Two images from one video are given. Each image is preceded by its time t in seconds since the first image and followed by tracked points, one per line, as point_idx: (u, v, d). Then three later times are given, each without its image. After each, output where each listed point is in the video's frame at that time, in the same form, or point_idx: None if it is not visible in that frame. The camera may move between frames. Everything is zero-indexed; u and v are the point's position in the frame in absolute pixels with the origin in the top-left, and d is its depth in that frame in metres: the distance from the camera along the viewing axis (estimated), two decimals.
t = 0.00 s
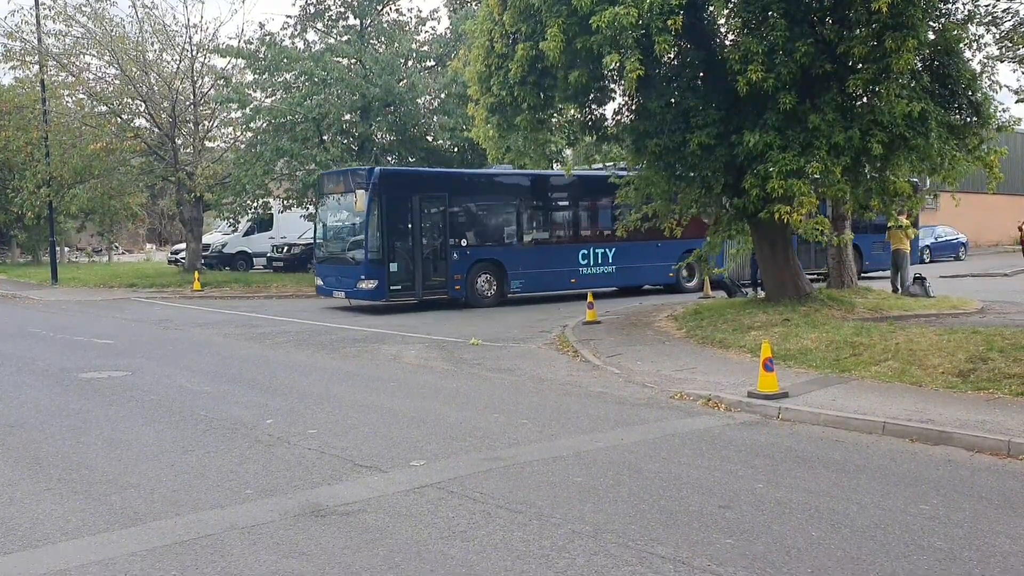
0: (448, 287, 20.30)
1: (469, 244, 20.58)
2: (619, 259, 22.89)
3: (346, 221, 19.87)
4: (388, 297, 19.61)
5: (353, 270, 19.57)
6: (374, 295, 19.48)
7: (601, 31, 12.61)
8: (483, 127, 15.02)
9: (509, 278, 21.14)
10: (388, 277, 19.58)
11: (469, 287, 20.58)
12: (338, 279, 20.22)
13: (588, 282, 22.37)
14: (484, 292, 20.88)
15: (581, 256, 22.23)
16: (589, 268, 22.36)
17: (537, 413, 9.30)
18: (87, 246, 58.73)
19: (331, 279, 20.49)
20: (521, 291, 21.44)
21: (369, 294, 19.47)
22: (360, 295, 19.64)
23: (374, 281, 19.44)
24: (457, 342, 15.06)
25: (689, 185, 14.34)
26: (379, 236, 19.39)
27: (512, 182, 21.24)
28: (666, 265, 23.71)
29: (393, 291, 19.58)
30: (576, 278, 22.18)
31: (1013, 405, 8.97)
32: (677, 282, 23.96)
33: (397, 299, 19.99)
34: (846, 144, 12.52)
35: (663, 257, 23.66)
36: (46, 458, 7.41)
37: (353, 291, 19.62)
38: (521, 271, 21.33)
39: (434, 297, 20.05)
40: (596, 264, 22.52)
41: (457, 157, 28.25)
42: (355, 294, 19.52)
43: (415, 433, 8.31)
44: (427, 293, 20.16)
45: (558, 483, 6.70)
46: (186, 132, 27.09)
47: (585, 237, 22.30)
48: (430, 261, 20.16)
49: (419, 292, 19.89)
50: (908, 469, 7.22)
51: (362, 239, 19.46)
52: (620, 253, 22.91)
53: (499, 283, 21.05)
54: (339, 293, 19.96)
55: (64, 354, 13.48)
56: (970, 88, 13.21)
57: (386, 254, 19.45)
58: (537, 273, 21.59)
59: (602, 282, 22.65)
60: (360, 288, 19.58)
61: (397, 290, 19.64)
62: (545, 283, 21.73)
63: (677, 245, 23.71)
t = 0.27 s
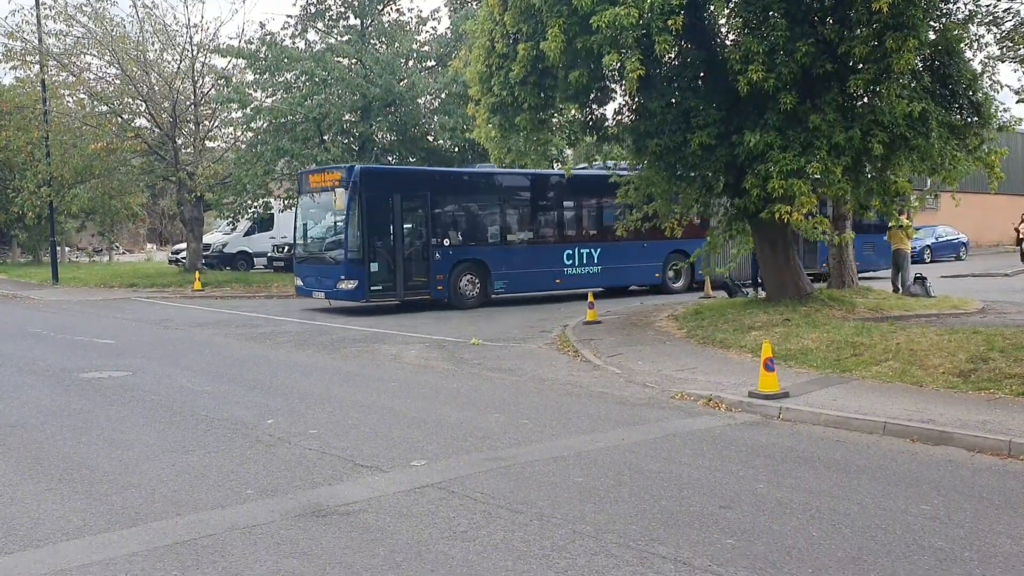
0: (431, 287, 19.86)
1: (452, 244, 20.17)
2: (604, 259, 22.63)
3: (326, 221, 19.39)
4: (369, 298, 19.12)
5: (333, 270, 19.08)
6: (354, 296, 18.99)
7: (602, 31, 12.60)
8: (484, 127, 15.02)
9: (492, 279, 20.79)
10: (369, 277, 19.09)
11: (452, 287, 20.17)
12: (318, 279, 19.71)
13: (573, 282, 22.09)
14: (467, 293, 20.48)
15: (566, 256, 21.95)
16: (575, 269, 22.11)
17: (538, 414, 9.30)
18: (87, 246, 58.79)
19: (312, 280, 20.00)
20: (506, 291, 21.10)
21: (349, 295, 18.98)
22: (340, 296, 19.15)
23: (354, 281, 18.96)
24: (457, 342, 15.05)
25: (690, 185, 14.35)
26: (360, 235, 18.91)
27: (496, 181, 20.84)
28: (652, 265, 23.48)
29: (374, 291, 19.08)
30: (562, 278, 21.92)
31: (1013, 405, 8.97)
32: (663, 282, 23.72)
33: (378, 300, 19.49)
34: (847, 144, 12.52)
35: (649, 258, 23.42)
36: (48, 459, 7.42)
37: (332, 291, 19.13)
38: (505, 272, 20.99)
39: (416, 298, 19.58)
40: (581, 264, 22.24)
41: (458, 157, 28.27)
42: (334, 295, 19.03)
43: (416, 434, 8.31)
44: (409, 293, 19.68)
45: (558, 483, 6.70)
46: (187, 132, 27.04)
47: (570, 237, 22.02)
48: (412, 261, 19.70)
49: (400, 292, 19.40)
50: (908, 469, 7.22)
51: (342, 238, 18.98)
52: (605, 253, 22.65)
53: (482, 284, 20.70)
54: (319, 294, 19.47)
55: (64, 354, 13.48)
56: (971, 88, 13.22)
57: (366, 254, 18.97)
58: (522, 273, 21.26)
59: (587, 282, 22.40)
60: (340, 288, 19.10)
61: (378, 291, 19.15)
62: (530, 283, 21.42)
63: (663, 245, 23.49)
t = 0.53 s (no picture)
0: (413, 290, 19.55)
1: (435, 246, 19.89)
2: (590, 260, 22.35)
3: (306, 223, 19.12)
4: (349, 301, 18.82)
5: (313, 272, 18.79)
6: (334, 299, 18.68)
7: (602, 32, 12.61)
8: (485, 128, 15.02)
9: (476, 280, 20.49)
10: (350, 279, 18.79)
11: (435, 290, 19.86)
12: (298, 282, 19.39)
13: (558, 284, 21.81)
14: (451, 295, 20.19)
15: (551, 257, 21.68)
16: (559, 270, 21.82)
17: (539, 415, 9.29)
18: (88, 247, 58.91)
19: (291, 283, 19.66)
20: (490, 293, 20.80)
21: (329, 298, 18.68)
22: (320, 299, 18.86)
23: (334, 284, 18.68)
24: (458, 343, 15.04)
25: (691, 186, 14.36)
26: (340, 236, 18.64)
27: (480, 182, 20.59)
28: (638, 267, 23.21)
29: (354, 294, 18.79)
30: (546, 280, 21.63)
31: (1015, 406, 8.96)
32: (650, 284, 23.44)
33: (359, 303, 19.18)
34: (848, 145, 12.52)
35: (635, 259, 23.16)
36: (49, 459, 7.43)
37: (312, 294, 18.83)
38: (489, 273, 20.69)
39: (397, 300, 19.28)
40: (566, 266, 21.97)
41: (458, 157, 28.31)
42: (314, 298, 18.73)
43: (417, 434, 8.30)
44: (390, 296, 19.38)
45: (560, 484, 6.69)
46: (188, 132, 27.08)
47: (555, 238, 21.75)
48: (393, 264, 19.41)
49: (381, 295, 19.11)
50: (910, 470, 7.21)
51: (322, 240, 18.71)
52: (591, 254, 22.38)
53: (466, 285, 20.41)
54: (299, 297, 19.13)
55: (66, 355, 13.48)
56: (973, 89, 13.22)
57: (347, 256, 18.70)
58: (505, 275, 20.96)
59: (573, 284, 22.08)
60: (320, 291, 18.80)
61: (359, 293, 18.85)
62: (514, 285, 21.12)
63: (649, 246, 23.24)
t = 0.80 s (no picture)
0: (396, 291, 19.26)
1: (418, 246, 19.59)
2: (576, 261, 22.16)
3: (285, 223, 18.60)
4: (331, 303, 18.43)
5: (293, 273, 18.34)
6: (315, 301, 18.28)
7: (603, 33, 12.60)
8: (485, 128, 15.01)
9: (460, 281, 20.22)
10: (332, 280, 18.40)
11: (419, 291, 19.58)
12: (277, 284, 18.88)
13: (543, 285, 21.60)
14: (434, 296, 19.89)
15: (536, 258, 21.44)
16: (545, 271, 21.60)
17: (539, 415, 9.29)
18: (89, 247, 58.97)
19: (268, 285, 19.13)
20: (474, 294, 20.56)
21: (310, 299, 18.27)
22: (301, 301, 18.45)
23: (315, 285, 18.26)
24: (459, 343, 15.04)
25: (692, 186, 14.36)
26: (321, 236, 18.24)
27: (464, 181, 20.35)
28: (624, 268, 23.04)
29: (336, 295, 18.39)
30: (532, 280, 21.39)
31: (1016, 406, 8.96)
32: (636, 284, 23.28)
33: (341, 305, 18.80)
34: (848, 145, 12.51)
35: (621, 260, 22.99)
36: (50, 460, 7.43)
37: (293, 296, 18.37)
38: (473, 274, 20.44)
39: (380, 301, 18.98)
40: (552, 267, 21.77)
41: (459, 158, 28.36)
42: (295, 300, 18.30)
43: (418, 435, 8.30)
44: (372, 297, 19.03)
45: (560, 485, 6.69)
46: (189, 133, 27.05)
47: (541, 239, 21.52)
48: (375, 264, 19.08)
49: (364, 296, 18.77)
50: (910, 471, 7.21)
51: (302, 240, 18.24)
52: (577, 254, 22.18)
53: (450, 287, 20.14)
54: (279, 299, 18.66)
55: (66, 356, 13.47)
56: (973, 89, 13.22)
57: (328, 256, 18.29)
58: (490, 276, 20.71)
59: (559, 285, 21.88)
60: (300, 293, 18.37)
61: (340, 294, 18.48)
62: (499, 286, 20.88)
63: (635, 246, 23.07)
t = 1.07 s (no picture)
0: (381, 294, 18.79)
1: (403, 248, 19.14)
2: (563, 263, 21.84)
3: (268, 225, 18.19)
4: (313, 306, 17.98)
5: (275, 276, 17.90)
6: (298, 304, 17.83)
7: (604, 34, 12.61)
8: (486, 129, 15.02)
9: (447, 284, 19.79)
10: (315, 283, 17.95)
11: (404, 293, 19.12)
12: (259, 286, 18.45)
13: (531, 288, 21.22)
14: (420, 299, 19.44)
15: (523, 260, 21.08)
16: (533, 274, 21.24)
17: (540, 416, 9.30)
18: (91, 249, 59.06)
19: (250, 287, 18.71)
20: (460, 296, 20.11)
21: (293, 303, 17.82)
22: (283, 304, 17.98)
23: (298, 288, 17.82)
24: (460, 344, 15.04)
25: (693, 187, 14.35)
26: (304, 238, 17.79)
27: (460, 181, 20.09)
28: (611, 270, 22.75)
29: (318, 299, 17.94)
30: (519, 283, 21.02)
31: (1017, 407, 8.95)
32: (624, 287, 23.01)
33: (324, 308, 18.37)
34: (849, 146, 12.50)
35: (609, 262, 22.71)
36: (52, 461, 7.44)
37: (275, 300, 17.93)
38: (460, 276, 20.00)
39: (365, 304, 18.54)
40: (539, 269, 21.41)
41: (460, 159, 28.42)
42: (277, 303, 17.87)
43: (419, 436, 8.31)
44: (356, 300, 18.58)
45: (562, 486, 6.69)
46: (190, 135, 26.84)
47: (528, 240, 21.18)
48: (359, 266, 18.59)
49: (348, 299, 18.30)
50: (912, 472, 7.20)
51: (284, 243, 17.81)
52: (564, 256, 21.87)
53: (436, 289, 19.69)
54: (260, 302, 18.23)
55: (67, 357, 13.47)
56: (974, 90, 13.22)
57: (311, 259, 17.84)
58: (477, 279, 20.29)
59: (546, 288, 21.53)
60: (282, 296, 17.92)
61: (323, 298, 18.02)
62: (486, 289, 20.46)
63: (623, 248, 22.80)
